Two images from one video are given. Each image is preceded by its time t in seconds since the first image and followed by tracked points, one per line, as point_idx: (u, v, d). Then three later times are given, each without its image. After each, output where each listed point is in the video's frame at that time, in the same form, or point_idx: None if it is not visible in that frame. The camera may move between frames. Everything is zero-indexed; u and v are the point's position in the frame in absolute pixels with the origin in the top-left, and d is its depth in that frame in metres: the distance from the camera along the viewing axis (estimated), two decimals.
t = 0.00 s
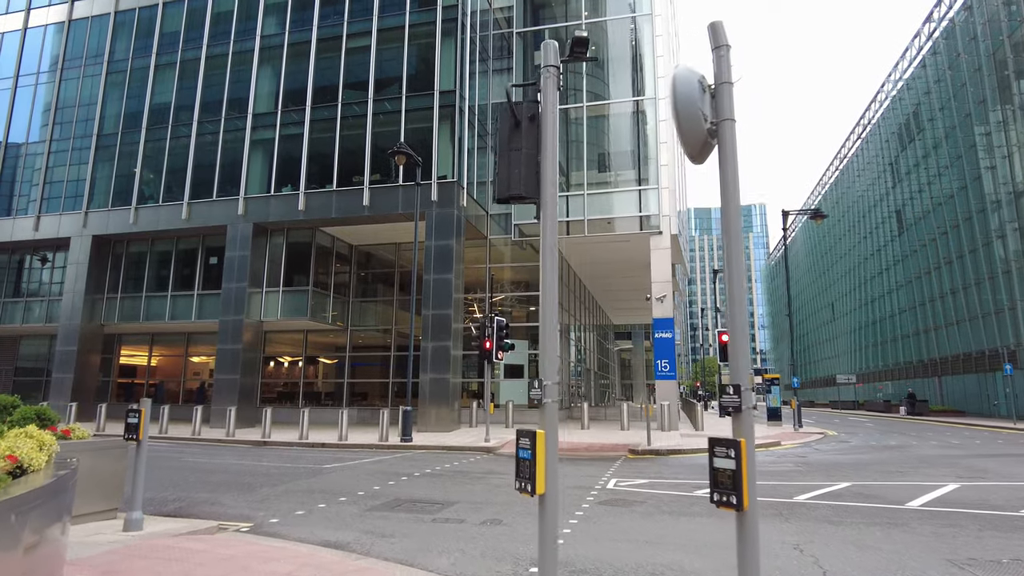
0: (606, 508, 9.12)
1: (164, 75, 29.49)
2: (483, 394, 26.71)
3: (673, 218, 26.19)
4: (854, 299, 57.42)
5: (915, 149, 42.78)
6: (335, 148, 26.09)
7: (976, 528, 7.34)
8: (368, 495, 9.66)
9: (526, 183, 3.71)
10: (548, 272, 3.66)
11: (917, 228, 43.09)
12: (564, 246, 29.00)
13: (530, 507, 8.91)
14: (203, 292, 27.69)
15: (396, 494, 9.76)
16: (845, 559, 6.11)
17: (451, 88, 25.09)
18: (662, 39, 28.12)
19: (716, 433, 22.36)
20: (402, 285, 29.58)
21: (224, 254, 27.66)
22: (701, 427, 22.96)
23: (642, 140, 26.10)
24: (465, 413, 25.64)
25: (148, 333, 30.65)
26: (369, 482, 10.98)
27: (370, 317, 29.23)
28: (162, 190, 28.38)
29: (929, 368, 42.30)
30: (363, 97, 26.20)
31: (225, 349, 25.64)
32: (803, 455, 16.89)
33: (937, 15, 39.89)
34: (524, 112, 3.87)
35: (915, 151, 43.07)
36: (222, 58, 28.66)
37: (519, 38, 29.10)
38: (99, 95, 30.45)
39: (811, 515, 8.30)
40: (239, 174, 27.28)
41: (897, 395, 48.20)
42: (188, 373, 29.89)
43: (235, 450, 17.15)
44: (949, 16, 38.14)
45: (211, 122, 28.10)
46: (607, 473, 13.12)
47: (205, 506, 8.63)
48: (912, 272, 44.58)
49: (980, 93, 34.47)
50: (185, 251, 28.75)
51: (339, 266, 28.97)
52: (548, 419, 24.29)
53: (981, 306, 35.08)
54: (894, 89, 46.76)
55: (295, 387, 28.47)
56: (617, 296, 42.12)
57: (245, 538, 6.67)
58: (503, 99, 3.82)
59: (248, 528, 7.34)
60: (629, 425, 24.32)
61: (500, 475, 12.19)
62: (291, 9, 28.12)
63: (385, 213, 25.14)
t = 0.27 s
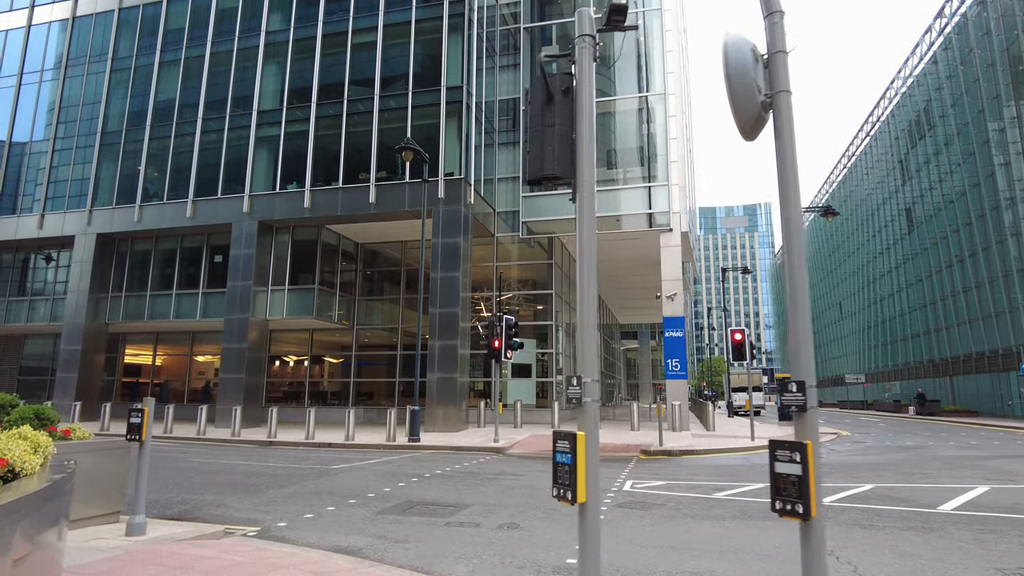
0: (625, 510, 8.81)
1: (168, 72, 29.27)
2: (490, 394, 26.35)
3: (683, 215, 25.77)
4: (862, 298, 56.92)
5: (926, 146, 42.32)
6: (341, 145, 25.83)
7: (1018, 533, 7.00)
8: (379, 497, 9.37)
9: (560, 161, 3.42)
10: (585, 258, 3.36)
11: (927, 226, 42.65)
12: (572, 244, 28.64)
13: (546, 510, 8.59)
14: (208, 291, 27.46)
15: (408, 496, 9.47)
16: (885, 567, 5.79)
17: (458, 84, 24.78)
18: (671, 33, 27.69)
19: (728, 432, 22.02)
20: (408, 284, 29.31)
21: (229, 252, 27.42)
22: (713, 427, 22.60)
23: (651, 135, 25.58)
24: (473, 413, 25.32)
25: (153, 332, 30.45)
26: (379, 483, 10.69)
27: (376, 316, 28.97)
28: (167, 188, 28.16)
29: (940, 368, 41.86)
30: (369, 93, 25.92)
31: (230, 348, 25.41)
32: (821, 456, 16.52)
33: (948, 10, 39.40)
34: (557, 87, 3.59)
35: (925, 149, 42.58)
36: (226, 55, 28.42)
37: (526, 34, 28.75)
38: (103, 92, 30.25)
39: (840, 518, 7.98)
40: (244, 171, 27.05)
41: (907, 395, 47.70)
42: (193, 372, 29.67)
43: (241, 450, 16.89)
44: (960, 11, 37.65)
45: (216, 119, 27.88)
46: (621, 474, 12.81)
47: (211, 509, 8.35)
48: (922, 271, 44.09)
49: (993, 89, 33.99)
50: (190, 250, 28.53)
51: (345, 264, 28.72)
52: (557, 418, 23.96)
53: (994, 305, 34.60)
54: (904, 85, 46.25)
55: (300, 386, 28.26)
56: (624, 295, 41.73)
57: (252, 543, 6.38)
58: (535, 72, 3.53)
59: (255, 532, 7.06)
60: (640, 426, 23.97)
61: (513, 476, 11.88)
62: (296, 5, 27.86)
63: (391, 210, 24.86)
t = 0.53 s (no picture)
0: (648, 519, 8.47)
1: (177, 71, 29.14)
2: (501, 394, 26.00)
3: (697, 214, 25.32)
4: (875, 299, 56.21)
5: (941, 145, 41.66)
6: (350, 144, 25.60)
7: None
8: (391, 502, 9.08)
9: (600, 141, 3.11)
10: (627, 248, 3.06)
11: (942, 225, 41.98)
12: (584, 243, 28.26)
13: (565, 518, 8.27)
14: (217, 291, 27.30)
15: (421, 501, 9.17)
16: None
17: (469, 81, 24.49)
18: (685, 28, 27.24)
19: (744, 435, 21.63)
20: (418, 283, 29.05)
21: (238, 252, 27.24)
22: (728, 430, 22.19)
23: (665, 132, 25.13)
24: (483, 414, 25.02)
25: (162, 332, 30.36)
26: (391, 487, 10.40)
27: (385, 316, 28.71)
28: (176, 187, 28.04)
29: (955, 370, 41.20)
30: (379, 91, 25.67)
31: (239, 348, 25.22)
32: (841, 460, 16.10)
33: (965, 6, 38.75)
34: (597, 59, 3.25)
35: (941, 147, 41.93)
36: (235, 53, 28.26)
37: (538, 30, 28.43)
38: (113, 91, 30.17)
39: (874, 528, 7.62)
40: (253, 170, 26.87)
41: (922, 397, 47.01)
42: (202, 372, 29.53)
43: (250, 452, 16.68)
44: (979, 7, 37.00)
45: (225, 117, 27.72)
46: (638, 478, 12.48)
47: (219, 515, 8.08)
48: (937, 271, 43.43)
49: (1013, 86, 33.35)
50: (199, 249, 28.39)
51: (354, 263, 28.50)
52: (569, 420, 23.60)
53: (1013, 306, 33.96)
54: (919, 83, 45.59)
55: (310, 387, 28.07)
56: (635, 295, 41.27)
57: (261, 552, 6.09)
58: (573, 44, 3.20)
59: (265, 541, 6.77)
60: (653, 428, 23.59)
61: (528, 480, 11.57)
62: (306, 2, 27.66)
63: (401, 209, 24.61)
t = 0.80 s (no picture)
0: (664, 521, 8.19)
1: (180, 69, 28.92)
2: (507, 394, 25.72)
3: (705, 211, 24.97)
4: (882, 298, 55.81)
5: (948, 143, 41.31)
6: (354, 141, 25.35)
7: None
8: (399, 504, 8.79)
9: (638, 110, 2.82)
10: (670, 228, 2.77)
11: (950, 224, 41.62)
12: (590, 241, 27.96)
13: (579, 521, 7.98)
14: (220, 290, 27.06)
15: (430, 503, 8.88)
16: None
17: (474, 77, 24.21)
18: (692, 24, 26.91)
19: (754, 435, 21.31)
20: (422, 282, 28.77)
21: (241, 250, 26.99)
22: (737, 430, 21.87)
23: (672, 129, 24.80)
24: (489, 414, 24.72)
25: (165, 332, 30.14)
26: (399, 489, 10.12)
27: (389, 315, 28.43)
28: (178, 186, 27.81)
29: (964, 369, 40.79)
30: (383, 87, 25.40)
31: (242, 348, 24.98)
32: (856, 460, 15.78)
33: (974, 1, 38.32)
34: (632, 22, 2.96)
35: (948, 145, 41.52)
36: (238, 50, 28.02)
37: (543, 26, 28.15)
38: (115, 90, 29.97)
39: (903, 531, 7.30)
40: (256, 168, 26.63)
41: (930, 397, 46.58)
42: (204, 372, 29.30)
43: (253, 452, 16.43)
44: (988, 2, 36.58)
45: (228, 115, 27.50)
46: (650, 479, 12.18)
47: (222, 518, 7.80)
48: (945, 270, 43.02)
49: None
50: (202, 248, 28.15)
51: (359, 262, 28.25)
52: (575, 420, 23.30)
53: None
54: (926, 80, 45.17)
55: (313, 386, 27.84)
56: (640, 294, 40.95)
57: (265, 557, 5.81)
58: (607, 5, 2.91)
59: (268, 545, 6.49)
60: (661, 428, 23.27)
61: (538, 481, 11.28)
62: None
63: (406, 207, 24.34)
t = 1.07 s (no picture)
0: (681, 527, 7.87)
1: (179, 66, 28.59)
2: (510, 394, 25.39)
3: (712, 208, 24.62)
4: (885, 297, 55.46)
5: (953, 140, 40.99)
6: (355, 138, 25.03)
7: None
8: (405, 509, 8.47)
9: (687, 74, 2.48)
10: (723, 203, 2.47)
11: (956, 222, 41.29)
12: (595, 239, 27.59)
13: (593, 528, 7.65)
14: (220, 289, 26.74)
15: (437, 508, 8.56)
16: None
17: (477, 73, 23.87)
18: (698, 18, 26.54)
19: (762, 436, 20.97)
20: (424, 282, 28.44)
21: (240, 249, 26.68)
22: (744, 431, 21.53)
23: (678, 125, 24.43)
24: (493, 415, 24.39)
25: (164, 332, 29.82)
26: (404, 493, 9.79)
27: (390, 315, 28.09)
28: (177, 184, 27.48)
29: (971, 369, 40.45)
30: (384, 84, 25.08)
31: (242, 348, 24.65)
32: (869, 461, 15.44)
33: None
34: None
35: (954, 142, 41.14)
36: (238, 47, 27.68)
37: (546, 23, 27.83)
38: (113, 87, 29.61)
39: (933, 539, 6.98)
40: (256, 166, 26.30)
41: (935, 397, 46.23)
42: (204, 373, 28.96)
43: (253, 455, 16.09)
44: None
45: (227, 112, 27.18)
46: (661, 482, 11.85)
47: (221, 525, 7.48)
48: (951, 268, 42.65)
49: None
50: (201, 247, 27.82)
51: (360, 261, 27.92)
52: (581, 421, 22.96)
53: None
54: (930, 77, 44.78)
55: (314, 387, 27.53)
56: (643, 293, 40.62)
57: (266, 569, 5.50)
58: None
59: (269, 554, 6.18)
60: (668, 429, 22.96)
61: (546, 484, 10.96)
62: None
63: (408, 204, 24.02)
